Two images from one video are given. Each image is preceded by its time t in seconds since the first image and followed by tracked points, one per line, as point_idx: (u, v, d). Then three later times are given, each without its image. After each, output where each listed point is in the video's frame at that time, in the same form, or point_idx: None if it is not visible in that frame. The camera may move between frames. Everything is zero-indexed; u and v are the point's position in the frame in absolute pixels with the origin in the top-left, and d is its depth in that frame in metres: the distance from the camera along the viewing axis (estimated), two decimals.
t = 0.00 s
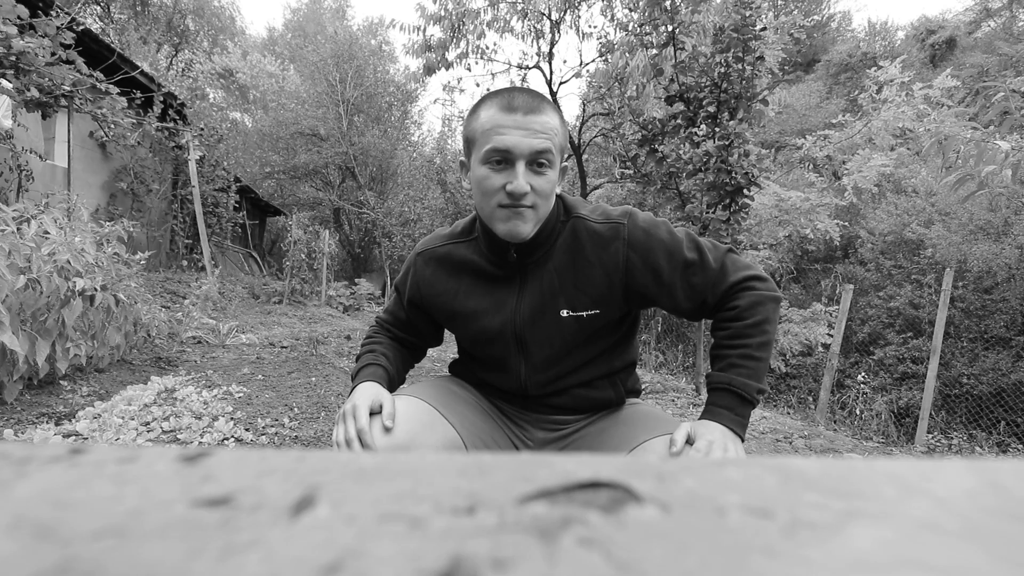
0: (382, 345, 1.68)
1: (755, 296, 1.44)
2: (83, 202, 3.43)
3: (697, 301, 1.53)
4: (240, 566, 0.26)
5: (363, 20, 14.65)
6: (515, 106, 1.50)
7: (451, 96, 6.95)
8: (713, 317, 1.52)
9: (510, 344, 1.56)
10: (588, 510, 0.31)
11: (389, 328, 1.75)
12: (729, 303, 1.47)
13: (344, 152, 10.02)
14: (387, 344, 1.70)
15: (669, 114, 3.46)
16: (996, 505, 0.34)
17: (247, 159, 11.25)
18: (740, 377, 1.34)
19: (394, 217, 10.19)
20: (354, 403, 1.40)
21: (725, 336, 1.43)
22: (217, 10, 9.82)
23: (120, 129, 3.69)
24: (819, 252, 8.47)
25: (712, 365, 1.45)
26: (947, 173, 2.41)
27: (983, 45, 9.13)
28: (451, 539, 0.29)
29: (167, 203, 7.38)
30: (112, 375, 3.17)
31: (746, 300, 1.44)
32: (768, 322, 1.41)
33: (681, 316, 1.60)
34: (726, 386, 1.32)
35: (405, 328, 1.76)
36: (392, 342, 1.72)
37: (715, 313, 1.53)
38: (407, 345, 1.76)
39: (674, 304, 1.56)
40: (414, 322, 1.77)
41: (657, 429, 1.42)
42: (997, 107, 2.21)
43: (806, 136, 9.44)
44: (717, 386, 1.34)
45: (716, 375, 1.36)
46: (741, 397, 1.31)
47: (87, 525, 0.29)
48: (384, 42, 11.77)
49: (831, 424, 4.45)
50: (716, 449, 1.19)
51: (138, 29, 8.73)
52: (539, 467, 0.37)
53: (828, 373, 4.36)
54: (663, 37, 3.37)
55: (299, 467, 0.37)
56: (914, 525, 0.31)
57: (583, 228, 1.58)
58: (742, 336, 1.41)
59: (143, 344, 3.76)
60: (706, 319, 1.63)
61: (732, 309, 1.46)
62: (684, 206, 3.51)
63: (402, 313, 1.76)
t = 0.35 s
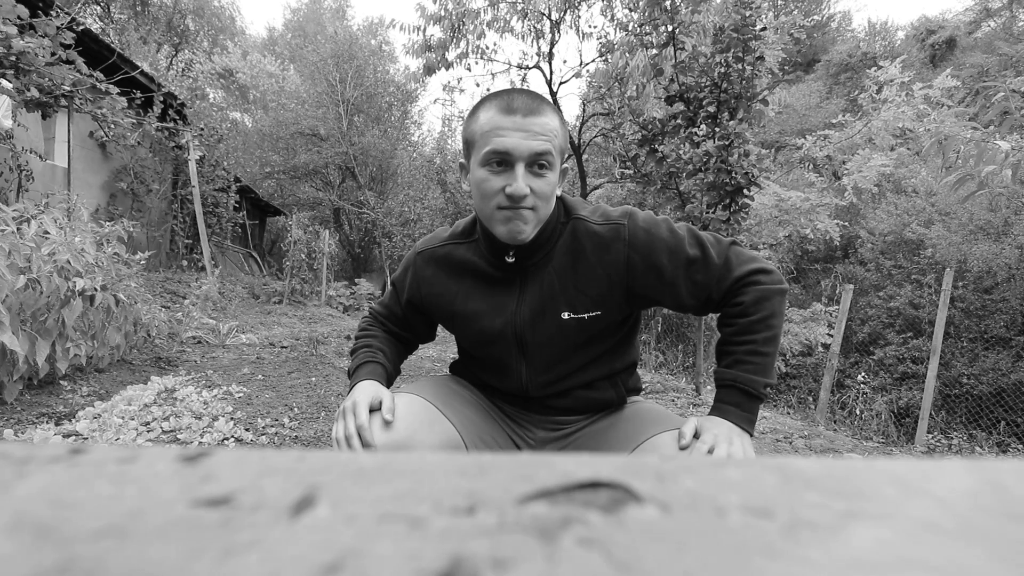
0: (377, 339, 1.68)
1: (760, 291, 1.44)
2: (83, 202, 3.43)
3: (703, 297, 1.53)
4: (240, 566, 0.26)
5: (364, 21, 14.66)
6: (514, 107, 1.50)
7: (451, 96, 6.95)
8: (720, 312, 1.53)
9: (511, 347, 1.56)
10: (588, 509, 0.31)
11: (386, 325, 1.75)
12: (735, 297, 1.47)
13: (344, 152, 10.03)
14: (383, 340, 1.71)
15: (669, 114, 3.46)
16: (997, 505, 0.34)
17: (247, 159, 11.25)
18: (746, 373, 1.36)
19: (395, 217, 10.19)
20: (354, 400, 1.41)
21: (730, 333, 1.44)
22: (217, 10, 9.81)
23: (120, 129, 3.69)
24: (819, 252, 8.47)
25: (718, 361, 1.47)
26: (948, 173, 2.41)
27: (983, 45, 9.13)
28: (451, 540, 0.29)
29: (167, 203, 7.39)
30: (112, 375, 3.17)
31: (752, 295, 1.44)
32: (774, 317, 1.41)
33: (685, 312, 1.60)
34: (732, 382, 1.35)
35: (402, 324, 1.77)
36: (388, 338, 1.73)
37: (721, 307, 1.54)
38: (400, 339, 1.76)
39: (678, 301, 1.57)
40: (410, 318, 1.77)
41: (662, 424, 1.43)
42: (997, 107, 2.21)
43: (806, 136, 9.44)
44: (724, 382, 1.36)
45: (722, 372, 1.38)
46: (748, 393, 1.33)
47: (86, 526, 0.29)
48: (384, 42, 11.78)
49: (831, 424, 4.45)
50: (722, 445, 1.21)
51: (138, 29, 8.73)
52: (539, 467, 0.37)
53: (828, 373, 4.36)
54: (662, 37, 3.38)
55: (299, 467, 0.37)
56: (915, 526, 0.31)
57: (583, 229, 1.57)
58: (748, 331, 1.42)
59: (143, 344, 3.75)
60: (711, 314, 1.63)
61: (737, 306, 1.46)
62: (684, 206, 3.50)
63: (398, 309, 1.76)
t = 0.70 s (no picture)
0: (374, 339, 1.68)
1: (761, 295, 1.45)
2: (83, 202, 3.43)
3: (703, 300, 1.54)
4: (241, 566, 0.26)
5: (364, 20, 14.66)
6: (515, 107, 1.50)
7: (451, 96, 6.95)
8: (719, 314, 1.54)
9: (511, 348, 1.56)
10: (588, 510, 0.31)
11: (383, 324, 1.75)
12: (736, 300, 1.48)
13: (344, 151, 10.05)
14: (381, 340, 1.71)
15: (669, 114, 3.46)
16: (997, 504, 0.34)
17: (247, 159, 11.25)
18: (747, 377, 1.36)
19: (395, 217, 10.21)
20: (353, 402, 1.41)
21: (730, 336, 1.45)
22: (217, 10, 9.80)
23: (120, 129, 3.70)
24: (819, 252, 8.47)
25: (719, 363, 1.47)
26: (948, 172, 2.41)
27: (983, 45, 9.12)
28: (451, 540, 0.29)
29: (167, 203, 7.39)
30: (112, 375, 3.18)
31: (752, 298, 1.45)
32: (773, 321, 1.42)
33: (685, 316, 1.61)
34: (734, 386, 1.35)
35: (400, 324, 1.77)
36: (387, 337, 1.73)
37: (722, 311, 1.54)
38: (397, 339, 1.76)
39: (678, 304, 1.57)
40: (407, 318, 1.77)
41: (663, 424, 1.43)
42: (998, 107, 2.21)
43: (806, 136, 9.38)
44: (725, 386, 1.37)
45: (724, 375, 1.39)
46: (749, 396, 1.34)
47: (87, 526, 0.29)
48: (384, 42, 11.77)
49: (831, 424, 4.44)
50: (726, 447, 1.21)
51: (138, 29, 8.71)
52: (540, 466, 0.37)
53: (829, 373, 4.35)
54: (663, 37, 3.38)
55: (301, 469, 0.36)
56: (915, 526, 0.31)
57: (583, 231, 1.57)
58: (749, 335, 1.42)
59: (143, 343, 3.75)
60: (711, 317, 1.64)
61: (738, 309, 1.46)
62: (684, 206, 3.50)
63: (395, 308, 1.77)
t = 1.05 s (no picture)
0: (372, 341, 1.68)
1: (761, 297, 1.45)
2: (83, 202, 3.43)
3: (703, 302, 1.53)
4: (240, 566, 0.26)
5: (364, 20, 14.65)
6: (513, 108, 1.50)
7: (451, 96, 6.94)
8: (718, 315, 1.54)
9: (511, 350, 1.56)
10: (588, 510, 0.31)
11: (380, 325, 1.75)
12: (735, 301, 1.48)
13: (344, 151, 10.05)
14: (379, 342, 1.71)
15: (669, 114, 3.46)
16: (997, 505, 0.34)
17: (247, 159, 11.24)
18: (746, 378, 1.37)
19: (394, 217, 10.22)
20: (353, 406, 1.39)
21: (729, 337, 1.45)
22: (217, 10, 9.80)
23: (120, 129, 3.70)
24: (819, 252, 8.47)
25: (717, 364, 1.47)
26: (948, 172, 2.42)
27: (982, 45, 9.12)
28: (451, 540, 0.29)
29: (167, 203, 7.39)
30: (112, 375, 3.18)
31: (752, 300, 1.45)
32: (772, 323, 1.43)
33: (685, 317, 1.61)
34: (731, 386, 1.35)
35: (397, 325, 1.77)
36: (384, 338, 1.73)
37: (721, 312, 1.54)
38: (394, 340, 1.76)
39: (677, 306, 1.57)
40: (404, 319, 1.77)
41: (662, 423, 1.44)
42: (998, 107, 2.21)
43: (806, 136, 9.35)
44: (723, 386, 1.37)
45: (722, 375, 1.39)
46: (747, 397, 1.34)
47: (88, 525, 0.29)
48: (384, 42, 11.77)
49: (831, 424, 4.44)
50: (725, 448, 1.21)
51: (138, 29, 8.70)
52: (540, 466, 0.37)
53: (829, 373, 4.35)
54: (663, 37, 3.38)
55: (299, 469, 0.36)
56: (916, 526, 0.31)
57: (582, 232, 1.57)
58: (748, 336, 1.42)
59: (143, 343, 3.75)
60: (710, 318, 1.64)
61: (738, 310, 1.47)
62: (684, 207, 3.50)
63: (393, 309, 1.76)
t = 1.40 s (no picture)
0: (369, 344, 1.68)
1: (761, 295, 1.45)
2: (83, 202, 3.43)
3: (703, 302, 1.54)
4: (240, 566, 0.26)
5: (364, 20, 14.65)
6: (512, 108, 1.50)
7: (451, 97, 6.94)
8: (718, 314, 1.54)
9: (511, 352, 1.55)
10: (588, 510, 0.31)
11: (377, 328, 1.75)
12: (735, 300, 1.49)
13: (344, 151, 10.05)
14: (376, 345, 1.70)
15: (669, 114, 3.46)
16: (999, 505, 0.34)
17: (247, 159, 11.23)
18: (745, 377, 1.37)
19: (394, 217, 10.23)
20: (354, 410, 1.38)
21: (729, 336, 1.45)
22: (217, 10, 9.80)
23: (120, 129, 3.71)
24: (819, 252, 8.47)
25: (716, 363, 1.47)
26: (949, 172, 2.42)
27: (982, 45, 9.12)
28: (451, 540, 0.29)
29: (167, 203, 7.39)
30: (112, 375, 3.18)
31: (752, 298, 1.45)
32: (772, 322, 1.43)
33: (685, 316, 1.61)
34: (730, 385, 1.35)
35: (394, 328, 1.77)
36: (381, 341, 1.73)
37: (721, 312, 1.54)
38: (392, 342, 1.76)
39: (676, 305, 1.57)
40: (401, 322, 1.77)
41: (661, 423, 1.44)
42: (998, 107, 2.21)
43: (806, 136, 9.34)
44: (722, 385, 1.37)
45: (721, 374, 1.39)
46: (746, 396, 1.34)
47: (88, 526, 0.29)
48: (384, 42, 11.77)
49: (831, 424, 4.44)
50: (724, 447, 1.21)
51: (138, 29, 8.68)
52: (539, 466, 0.37)
53: (829, 373, 4.35)
54: (663, 37, 3.38)
55: (299, 469, 0.36)
56: (916, 525, 0.31)
57: (582, 232, 1.57)
58: (747, 335, 1.42)
59: (143, 343, 3.75)
60: (710, 318, 1.64)
61: (738, 309, 1.47)
62: (684, 207, 3.50)
63: (390, 312, 1.76)
